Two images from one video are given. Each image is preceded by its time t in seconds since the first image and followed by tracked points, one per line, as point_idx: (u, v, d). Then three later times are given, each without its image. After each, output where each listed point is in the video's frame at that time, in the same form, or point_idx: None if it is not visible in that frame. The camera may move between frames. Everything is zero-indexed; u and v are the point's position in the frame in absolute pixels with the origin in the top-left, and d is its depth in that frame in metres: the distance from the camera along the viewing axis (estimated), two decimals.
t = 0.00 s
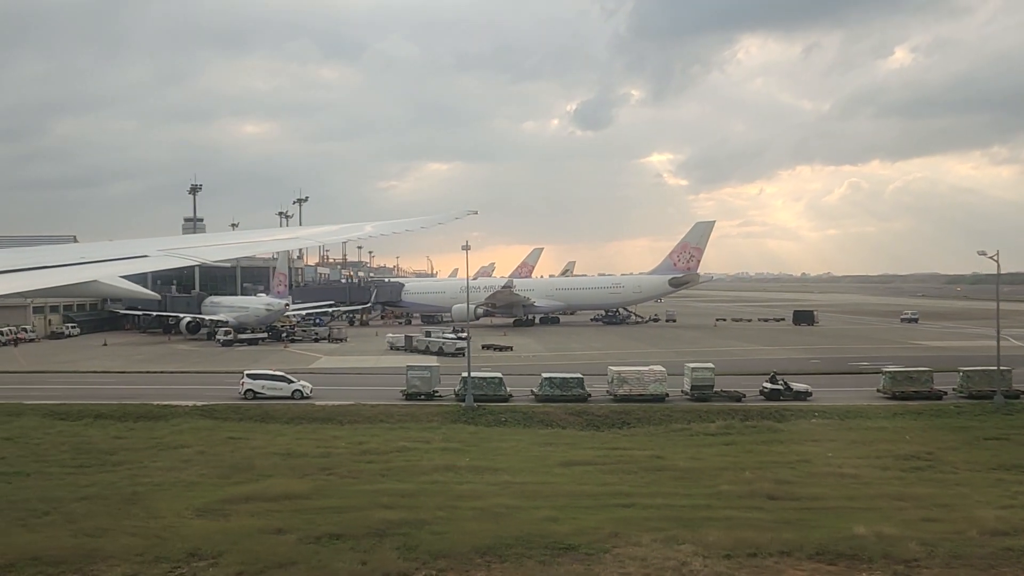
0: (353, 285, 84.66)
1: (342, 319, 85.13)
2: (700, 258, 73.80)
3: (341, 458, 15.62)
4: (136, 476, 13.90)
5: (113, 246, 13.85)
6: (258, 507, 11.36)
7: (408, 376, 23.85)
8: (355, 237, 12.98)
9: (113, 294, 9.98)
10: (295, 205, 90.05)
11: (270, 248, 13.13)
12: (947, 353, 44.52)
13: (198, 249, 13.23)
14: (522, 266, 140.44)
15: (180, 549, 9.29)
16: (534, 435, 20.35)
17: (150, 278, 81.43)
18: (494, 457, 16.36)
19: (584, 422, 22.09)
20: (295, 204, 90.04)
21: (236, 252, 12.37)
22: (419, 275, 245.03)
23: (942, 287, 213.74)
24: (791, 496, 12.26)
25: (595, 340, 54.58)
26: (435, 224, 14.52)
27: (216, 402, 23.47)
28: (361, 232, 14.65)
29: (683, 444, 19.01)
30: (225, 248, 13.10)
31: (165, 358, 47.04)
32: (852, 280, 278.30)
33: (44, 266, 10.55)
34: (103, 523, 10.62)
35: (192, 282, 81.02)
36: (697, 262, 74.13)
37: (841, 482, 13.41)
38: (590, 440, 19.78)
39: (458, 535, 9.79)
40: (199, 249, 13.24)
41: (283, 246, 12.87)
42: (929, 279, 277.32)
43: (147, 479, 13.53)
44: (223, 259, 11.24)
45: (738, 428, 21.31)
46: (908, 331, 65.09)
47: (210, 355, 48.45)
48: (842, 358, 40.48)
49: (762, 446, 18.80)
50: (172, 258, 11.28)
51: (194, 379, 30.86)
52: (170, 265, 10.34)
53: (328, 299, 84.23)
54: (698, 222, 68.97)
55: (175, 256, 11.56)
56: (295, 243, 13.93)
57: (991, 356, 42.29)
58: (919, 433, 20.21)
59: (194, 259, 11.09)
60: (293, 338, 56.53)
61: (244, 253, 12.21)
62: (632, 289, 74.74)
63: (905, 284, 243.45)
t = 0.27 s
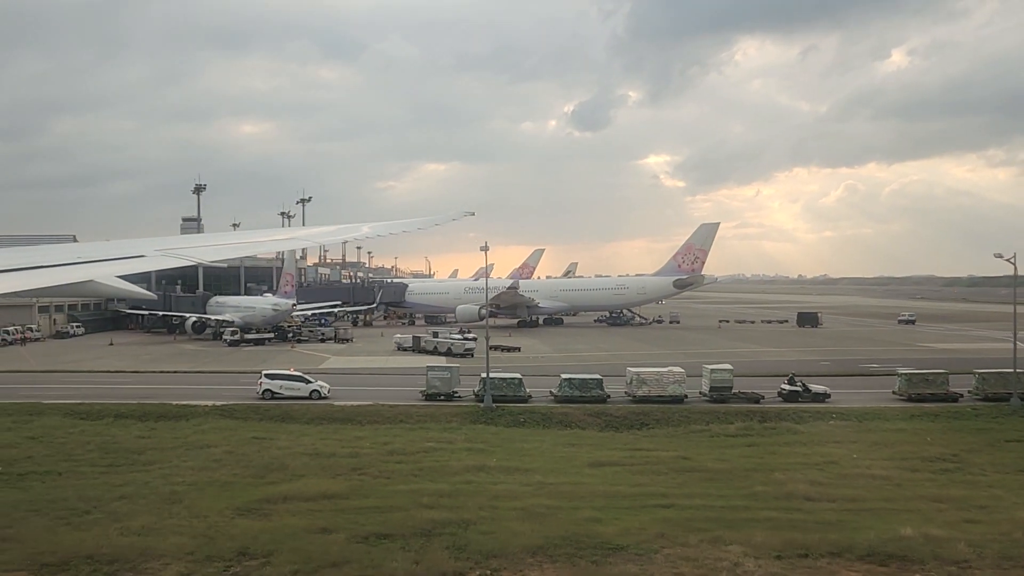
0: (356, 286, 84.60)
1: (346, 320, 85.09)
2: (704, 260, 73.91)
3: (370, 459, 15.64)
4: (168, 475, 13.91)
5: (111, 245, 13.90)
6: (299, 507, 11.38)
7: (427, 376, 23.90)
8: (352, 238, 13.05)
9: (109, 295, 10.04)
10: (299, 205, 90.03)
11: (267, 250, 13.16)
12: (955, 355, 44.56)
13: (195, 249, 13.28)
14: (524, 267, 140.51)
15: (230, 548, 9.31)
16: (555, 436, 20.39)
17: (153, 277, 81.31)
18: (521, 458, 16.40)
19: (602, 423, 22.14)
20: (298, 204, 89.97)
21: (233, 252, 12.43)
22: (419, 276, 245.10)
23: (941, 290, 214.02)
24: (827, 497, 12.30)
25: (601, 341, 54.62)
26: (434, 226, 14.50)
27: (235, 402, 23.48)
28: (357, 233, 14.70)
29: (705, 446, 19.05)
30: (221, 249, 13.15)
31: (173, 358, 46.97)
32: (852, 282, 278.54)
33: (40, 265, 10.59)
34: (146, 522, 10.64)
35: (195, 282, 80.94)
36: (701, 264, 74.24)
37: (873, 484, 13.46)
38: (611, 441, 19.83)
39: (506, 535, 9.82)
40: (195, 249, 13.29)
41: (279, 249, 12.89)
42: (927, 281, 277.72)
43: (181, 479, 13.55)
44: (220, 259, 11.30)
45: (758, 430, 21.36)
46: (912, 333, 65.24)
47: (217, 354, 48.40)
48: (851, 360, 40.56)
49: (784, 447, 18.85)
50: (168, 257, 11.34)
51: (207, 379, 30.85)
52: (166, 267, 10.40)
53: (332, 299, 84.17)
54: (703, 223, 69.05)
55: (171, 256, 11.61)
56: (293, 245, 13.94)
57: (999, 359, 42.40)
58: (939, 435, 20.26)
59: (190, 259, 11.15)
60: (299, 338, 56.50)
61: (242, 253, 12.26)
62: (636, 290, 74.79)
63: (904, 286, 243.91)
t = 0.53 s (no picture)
0: (358, 287, 84.55)
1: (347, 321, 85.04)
2: (707, 262, 73.99)
3: (397, 459, 15.67)
4: (199, 475, 13.91)
5: (108, 245, 13.89)
6: (337, 507, 11.38)
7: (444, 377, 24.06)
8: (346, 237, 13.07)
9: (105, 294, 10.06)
10: (300, 206, 89.91)
11: (260, 250, 13.13)
12: (961, 357, 44.69)
13: (189, 248, 13.31)
14: (523, 269, 140.61)
15: (278, 548, 9.32)
16: (574, 437, 20.44)
17: (155, 277, 81.21)
18: (547, 459, 16.42)
19: (618, 424, 22.19)
20: (299, 205, 89.83)
21: (228, 251, 12.45)
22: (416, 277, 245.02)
23: (937, 292, 214.47)
24: (862, 498, 12.36)
25: (606, 343, 54.62)
26: (431, 225, 14.44)
27: (251, 402, 23.49)
28: (351, 233, 14.74)
29: (724, 446, 19.10)
30: (216, 248, 13.17)
31: (178, 358, 46.91)
32: (849, 284, 278.95)
33: (33, 264, 10.58)
34: (187, 522, 10.64)
35: (197, 282, 80.86)
36: (704, 266, 74.34)
37: (902, 486, 13.51)
38: (630, 442, 19.87)
39: (552, 535, 9.83)
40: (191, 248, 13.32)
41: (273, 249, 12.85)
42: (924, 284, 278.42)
43: (213, 479, 13.55)
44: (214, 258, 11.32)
45: (775, 431, 21.39)
46: (915, 335, 65.34)
47: (222, 355, 48.34)
48: (858, 362, 40.63)
49: (803, 448, 18.89)
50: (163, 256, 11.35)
51: (218, 380, 30.83)
52: (159, 265, 10.40)
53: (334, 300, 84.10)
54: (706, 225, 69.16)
55: (166, 255, 11.63)
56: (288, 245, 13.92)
57: (1005, 361, 42.48)
58: (956, 436, 20.33)
59: (185, 258, 11.17)
60: (304, 339, 56.43)
61: (237, 252, 12.29)
62: (639, 292, 74.84)
63: (899, 288, 244.52)
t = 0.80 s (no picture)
0: (360, 288, 84.51)
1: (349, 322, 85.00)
2: (709, 263, 74.05)
3: (423, 460, 15.70)
4: (230, 476, 13.95)
5: (105, 246, 14.05)
6: (374, 507, 11.42)
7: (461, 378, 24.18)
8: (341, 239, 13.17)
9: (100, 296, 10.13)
10: (302, 207, 89.88)
11: (254, 251, 13.28)
12: (966, 358, 44.78)
13: (184, 250, 13.41)
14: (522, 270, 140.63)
15: (326, 549, 9.35)
16: (593, 438, 20.48)
17: (157, 277, 81.11)
18: (572, 459, 16.47)
19: (635, 426, 22.25)
20: (301, 206, 89.83)
21: (222, 253, 12.54)
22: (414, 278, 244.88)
23: (934, 294, 214.96)
24: (896, 498, 12.41)
25: (610, 344, 54.63)
26: (426, 226, 14.54)
27: (268, 402, 23.52)
28: (346, 234, 14.83)
29: (744, 447, 19.15)
30: (211, 250, 13.27)
31: (184, 359, 46.87)
32: (846, 285, 279.39)
33: (30, 264, 10.75)
34: (229, 522, 10.68)
35: (199, 283, 80.79)
36: (706, 267, 74.40)
37: (932, 486, 13.56)
38: (649, 442, 19.94)
39: (597, 535, 9.88)
40: (186, 250, 13.43)
41: (266, 249, 13.00)
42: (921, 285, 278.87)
43: (245, 479, 13.59)
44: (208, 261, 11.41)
45: (792, 432, 21.46)
46: (917, 337, 65.44)
47: (228, 356, 48.30)
48: (865, 363, 40.70)
49: (823, 449, 18.94)
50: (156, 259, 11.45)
51: (230, 381, 30.85)
52: (154, 266, 10.57)
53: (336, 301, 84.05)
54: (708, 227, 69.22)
55: (160, 258, 11.72)
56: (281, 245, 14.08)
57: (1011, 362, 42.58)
58: (973, 437, 20.39)
59: (178, 260, 11.27)
60: (309, 340, 56.41)
61: (231, 255, 12.39)
62: (641, 293, 74.88)
63: (895, 289, 244.95)
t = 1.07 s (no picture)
0: (363, 288, 84.51)
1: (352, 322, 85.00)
2: (712, 264, 74.13)
3: (452, 460, 15.74)
4: (262, 475, 14.00)
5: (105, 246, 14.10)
6: (415, 507, 11.47)
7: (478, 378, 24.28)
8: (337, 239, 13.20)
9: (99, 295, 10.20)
10: (305, 207, 89.98)
11: (249, 252, 13.31)
12: (975, 358, 44.90)
13: (180, 250, 13.43)
14: (523, 270, 140.70)
15: (376, 549, 9.40)
16: (613, 438, 20.53)
17: (161, 277, 81.10)
18: (599, 459, 16.52)
19: (654, 426, 22.30)
20: (305, 205, 89.87)
21: (219, 253, 12.57)
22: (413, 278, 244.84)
23: (932, 294, 214.40)
24: (931, 497, 12.46)
25: (616, 344, 54.66)
26: (423, 226, 14.57)
27: (286, 402, 23.56)
28: (341, 234, 14.86)
29: (765, 447, 19.20)
30: (206, 250, 13.30)
31: (191, 359, 46.86)
32: (844, 285, 279.78)
33: (29, 265, 10.82)
34: (273, 522, 10.72)
35: (202, 283, 80.77)
36: (709, 268, 74.47)
37: (964, 486, 13.61)
38: (670, 442, 20.00)
39: (643, 534, 9.92)
40: (182, 250, 13.46)
41: (261, 250, 13.01)
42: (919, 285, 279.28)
43: (278, 479, 13.63)
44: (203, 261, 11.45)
45: (810, 432, 21.51)
46: (921, 337, 65.55)
47: (235, 356, 48.28)
48: (873, 363, 40.76)
49: (844, 449, 18.99)
50: (152, 259, 11.48)
51: (244, 381, 30.88)
52: (152, 265, 10.60)
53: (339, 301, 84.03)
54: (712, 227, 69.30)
55: (156, 258, 11.74)
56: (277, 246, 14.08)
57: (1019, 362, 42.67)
58: (993, 437, 20.44)
59: (174, 260, 11.29)
60: (315, 340, 56.41)
61: (227, 255, 12.42)
62: (645, 293, 74.92)
63: (894, 289, 245.41)
